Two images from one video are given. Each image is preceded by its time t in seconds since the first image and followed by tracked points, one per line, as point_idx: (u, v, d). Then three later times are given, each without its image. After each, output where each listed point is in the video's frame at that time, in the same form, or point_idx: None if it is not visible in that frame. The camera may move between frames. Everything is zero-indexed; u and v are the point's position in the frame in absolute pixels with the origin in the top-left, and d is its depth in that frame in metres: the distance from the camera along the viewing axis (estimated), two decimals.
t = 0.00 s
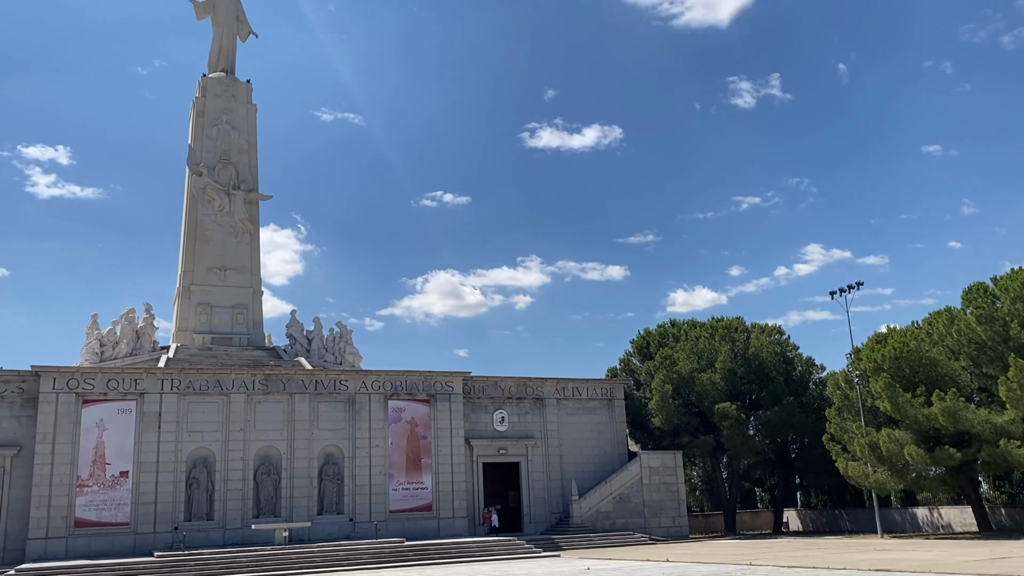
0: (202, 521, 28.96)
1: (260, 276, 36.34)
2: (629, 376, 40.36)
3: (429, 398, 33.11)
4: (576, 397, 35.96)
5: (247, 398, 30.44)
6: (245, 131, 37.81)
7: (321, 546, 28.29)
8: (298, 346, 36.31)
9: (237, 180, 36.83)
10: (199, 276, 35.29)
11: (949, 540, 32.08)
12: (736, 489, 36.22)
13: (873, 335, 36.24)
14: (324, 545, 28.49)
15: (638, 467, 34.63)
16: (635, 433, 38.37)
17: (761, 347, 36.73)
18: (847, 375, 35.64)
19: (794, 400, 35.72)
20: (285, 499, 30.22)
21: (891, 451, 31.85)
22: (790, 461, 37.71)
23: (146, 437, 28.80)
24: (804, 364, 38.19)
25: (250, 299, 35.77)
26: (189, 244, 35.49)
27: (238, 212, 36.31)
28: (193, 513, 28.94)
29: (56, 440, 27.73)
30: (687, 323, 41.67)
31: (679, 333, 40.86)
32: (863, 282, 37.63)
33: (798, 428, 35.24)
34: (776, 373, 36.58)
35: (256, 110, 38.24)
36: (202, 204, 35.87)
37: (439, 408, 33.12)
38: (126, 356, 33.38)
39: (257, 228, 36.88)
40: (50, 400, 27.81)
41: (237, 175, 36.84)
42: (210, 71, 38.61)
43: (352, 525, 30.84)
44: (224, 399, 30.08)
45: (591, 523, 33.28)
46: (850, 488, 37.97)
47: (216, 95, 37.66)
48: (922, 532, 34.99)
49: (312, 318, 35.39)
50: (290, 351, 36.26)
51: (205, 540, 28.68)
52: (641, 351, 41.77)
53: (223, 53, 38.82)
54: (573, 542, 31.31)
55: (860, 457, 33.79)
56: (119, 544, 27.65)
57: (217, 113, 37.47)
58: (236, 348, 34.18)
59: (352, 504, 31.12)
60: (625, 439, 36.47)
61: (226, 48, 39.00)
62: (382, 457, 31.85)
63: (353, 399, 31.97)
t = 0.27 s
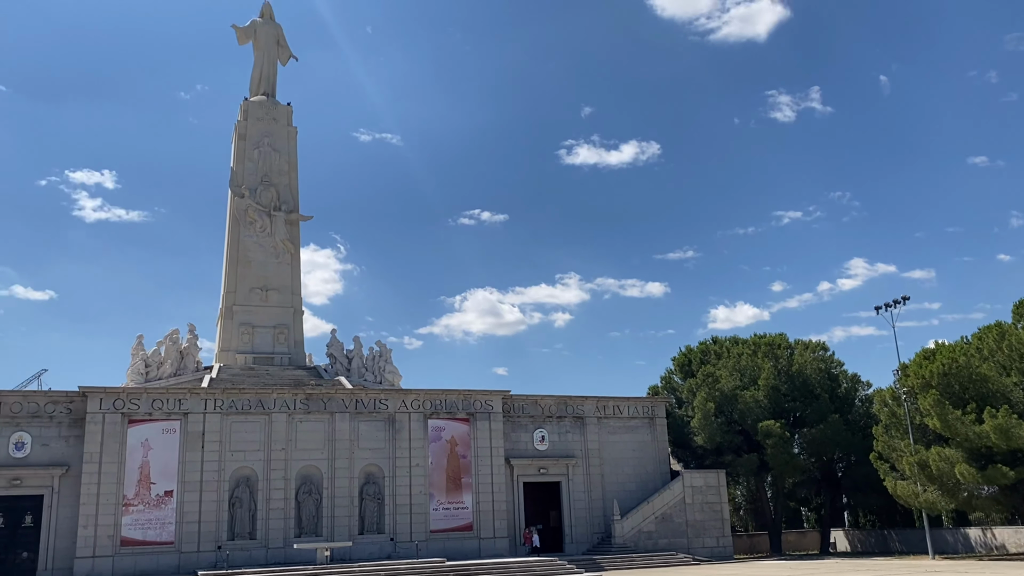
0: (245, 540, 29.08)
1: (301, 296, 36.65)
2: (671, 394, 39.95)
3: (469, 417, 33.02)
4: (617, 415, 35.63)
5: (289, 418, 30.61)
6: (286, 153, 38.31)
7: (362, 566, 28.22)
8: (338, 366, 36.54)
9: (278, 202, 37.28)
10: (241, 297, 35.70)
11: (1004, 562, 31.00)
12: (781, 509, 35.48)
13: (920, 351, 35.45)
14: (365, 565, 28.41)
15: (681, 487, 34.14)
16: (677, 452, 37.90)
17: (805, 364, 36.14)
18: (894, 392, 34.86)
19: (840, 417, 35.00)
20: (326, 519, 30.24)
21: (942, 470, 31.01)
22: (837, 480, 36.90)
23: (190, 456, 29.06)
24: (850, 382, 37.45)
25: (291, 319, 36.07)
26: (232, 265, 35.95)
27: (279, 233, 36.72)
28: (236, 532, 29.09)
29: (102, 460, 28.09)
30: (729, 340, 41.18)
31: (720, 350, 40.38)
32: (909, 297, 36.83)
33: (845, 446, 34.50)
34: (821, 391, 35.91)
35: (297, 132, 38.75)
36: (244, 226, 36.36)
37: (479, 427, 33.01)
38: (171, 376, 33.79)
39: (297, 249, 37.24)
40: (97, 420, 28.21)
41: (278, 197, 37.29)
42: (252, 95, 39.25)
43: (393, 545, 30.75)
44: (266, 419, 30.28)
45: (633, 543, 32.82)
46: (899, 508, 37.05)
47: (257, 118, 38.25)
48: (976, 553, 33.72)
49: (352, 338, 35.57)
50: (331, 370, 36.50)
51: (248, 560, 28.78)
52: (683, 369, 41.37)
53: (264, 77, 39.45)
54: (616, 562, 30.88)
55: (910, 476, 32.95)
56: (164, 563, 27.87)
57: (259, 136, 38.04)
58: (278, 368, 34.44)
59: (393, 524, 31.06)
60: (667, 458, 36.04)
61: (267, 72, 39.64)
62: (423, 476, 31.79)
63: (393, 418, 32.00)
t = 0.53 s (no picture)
0: (271, 554, 29.20)
1: (326, 310, 36.88)
2: (697, 407, 39.72)
3: (494, 431, 32.99)
4: (643, 429, 35.46)
5: (315, 431, 30.74)
6: (311, 169, 38.67)
7: None
8: (363, 379, 36.75)
9: (304, 217, 37.61)
10: (267, 311, 36.00)
11: None
12: (810, 523, 35.05)
13: (951, 363, 34.97)
14: None
15: (708, 500, 33.86)
16: (704, 465, 37.65)
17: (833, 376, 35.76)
18: (924, 404, 34.21)
19: (869, 430, 34.56)
20: (352, 532, 30.28)
21: (974, 483, 30.50)
22: (867, 493, 36.44)
23: (217, 470, 29.25)
24: (879, 394, 37.01)
25: (316, 333, 36.29)
26: (258, 279, 36.28)
27: (305, 248, 37.03)
28: (263, 546, 29.22)
29: (131, 474, 28.35)
30: (755, 352, 40.92)
31: (747, 362, 40.11)
32: (938, 308, 36.36)
33: (874, 459, 34.05)
34: (850, 403, 35.49)
35: (322, 148, 39.11)
36: (270, 241, 36.71)
37: (504, 441, 32.96)
38: (198, 391, 34.08)
39: (323, 263, 37.51)
40: (126, 435, 28.48)
41: (303, 212, 37.62)
42: (277, 112, 39.70)
43: (418, 559, 30.71)
44: (292, 433, 30.44)
45: (660, 557, 32.55)
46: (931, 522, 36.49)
47: (283, 134, 38.67)
48: (1009, 568, 32.89)
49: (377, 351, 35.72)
50: (356, 384, 36.71)
51: (275, 573, 28.87)
52: (709, 381, 41.15)
53: (289, 94, 39.91)
54: None
55: (941, 490, 32.38)
56: None
57: (284, 152, 38.44)
58: (304, 382, 34.63)
59: (419, 538, 31.05)
60: (693, 472, 35.79)
61: (292, 89, 40.10)
62: (448, 490, 31.78)
63: (419, 432, 32.04)
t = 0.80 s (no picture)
0: (285, 562, 29.26)
1: (340, 319, 37.01)
2: (711, 414, 39.59)
3: (508, 439, 32.97)
4: (657, 437, 35.35)
5: (329, 439, 30.80)
6: (325, 178, 38.88)
7: None
8: (377, 388, 36.86)
9: (317, 226, 37.79)
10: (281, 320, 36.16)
11: None
12: (826, 532, 34.82)
13: (967, 370, 34.65)
14: None
15: (722, 508, 33.69)
16: (719, 473, 37.49)
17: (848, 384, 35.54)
18: (940, 412, 33.94)
19: (885, 437, 34.30)
20: (366, 541, 30.30)
21: (992, 492, 30.15)
22: (883, 501, 36.15)
23: (232, 478, 29.36)
24: (895, 401, 36.78)
25: (330, 341, 36.42)
26: (273, 288, 36.46)
27: (319, 257, 37.20)
28: (278, 554, 29.29)
29: (147, 482, 28.48)
30: (769, 360, 40.77)
31: (761, 370, 39.96)
32: (955, 314, 36.08)
33: (891, 467, 33.78)
34: (865, 411, 35.27)
35: (335, 157, 39.31)
36: (284, 250, 36.90)
37: (518, 449, 32.92)
38: (213, 400, 34.23)
39: (336, 272, 37.65)
40: (141, 443, 28.63)
41: (317, 221, 37.80)
42: (291, 122, 39.94)
43: (432, 567, 30.69)
44: (306, 441, 30.51)
45: (674, 566, 32.41)
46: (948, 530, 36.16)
47: (296, 144, 38.90)
48: None
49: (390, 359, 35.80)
50: (370, 392, 36.82)
51: None
52: (723, 389, 41.03)
53: (303, 103, 40.16)
54: None
55: (958, 498, 32.05)
56: None
57: (298, 161, 38.66)
58: (318, 390, 34.73)
59: (433, 546, 31.02)
60: (708, 480, 35.65)
61: (306, 99, 40.35)
62: (462, 498, 31.77)
63: (432, 440, 32.06)
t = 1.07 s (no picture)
0: (294, 565, 29.33)
1: (348, 323, 37.11)
2: (720, 418, 39.54)
3: (516, 442, 32.98)
4: (665, 440, 35.32)
5: (337, 443, 30.88)
6: (333, 182, 39.03)
7: None
8: (386, 392, 36.95)
9: (326, 230, 37.93)
10: (290, 324, 36.28)
11: None
12: (836, 536, 34.71)
13: (977, 374, 34.52)
14: None
15: (731, 512, 33.63)
16: (728, 477, 37.44)
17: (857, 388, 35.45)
18: (950, 416, 33.82)
19: (894, 441, 34.18)
20: (375, 544, 30.35)
21: (1003, 496, 29.98)
22: (893, 506, 36.01)
23: (241, 482, 29.46)
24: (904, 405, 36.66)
25: (339, 345, 36.53)
26: (281, 292, 36.59)
27: (327, 261, 37.33)
28: (286, 557, 29.37)
29: (156, 485, 28.59)
30: (778, 363, 40.72)
31: (770, 374, 39.90)
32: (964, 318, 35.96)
33: (900, 471, 33.65)
34: (875, 415, 35.16)
35: (343, 161, 39.46)
36: (293, 254, 37.05)
37: (526, 452, 32.93)
38: (222, 403, 34.35)
39: (345, 276, 37.77)
40: (151, 446, 28.76)
41: (326, 225, 37.94)
42: (300, 126, 40.13)
43: (441, 571, 30.71)
44: (315, 445, 30.59)
45: (683, 570, 32.34)
46: (958, 535, 35.99)
47: (305, 148, 39.07)
48: None
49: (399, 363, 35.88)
50: (379, 396, 36.92)
51: None
52: (731, 393, 40.98)
53: (312, 108, 40.34)
54: None
55: (968, 502, 31.88)
56: None
57: (307, 165, 38.83)
58: (327, 394, 34.82)
59: (441, 550, 31.05)
60: (716, 484, 35.59)
61: (314, 103, 40.53)
62: (470, 501, 31.78)
63: (441, 443, 32.11)
